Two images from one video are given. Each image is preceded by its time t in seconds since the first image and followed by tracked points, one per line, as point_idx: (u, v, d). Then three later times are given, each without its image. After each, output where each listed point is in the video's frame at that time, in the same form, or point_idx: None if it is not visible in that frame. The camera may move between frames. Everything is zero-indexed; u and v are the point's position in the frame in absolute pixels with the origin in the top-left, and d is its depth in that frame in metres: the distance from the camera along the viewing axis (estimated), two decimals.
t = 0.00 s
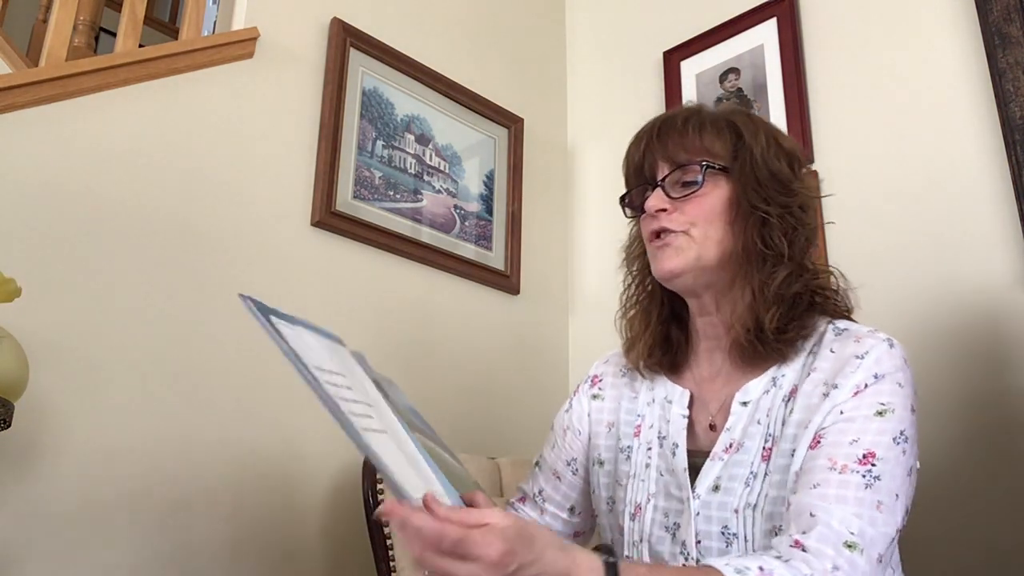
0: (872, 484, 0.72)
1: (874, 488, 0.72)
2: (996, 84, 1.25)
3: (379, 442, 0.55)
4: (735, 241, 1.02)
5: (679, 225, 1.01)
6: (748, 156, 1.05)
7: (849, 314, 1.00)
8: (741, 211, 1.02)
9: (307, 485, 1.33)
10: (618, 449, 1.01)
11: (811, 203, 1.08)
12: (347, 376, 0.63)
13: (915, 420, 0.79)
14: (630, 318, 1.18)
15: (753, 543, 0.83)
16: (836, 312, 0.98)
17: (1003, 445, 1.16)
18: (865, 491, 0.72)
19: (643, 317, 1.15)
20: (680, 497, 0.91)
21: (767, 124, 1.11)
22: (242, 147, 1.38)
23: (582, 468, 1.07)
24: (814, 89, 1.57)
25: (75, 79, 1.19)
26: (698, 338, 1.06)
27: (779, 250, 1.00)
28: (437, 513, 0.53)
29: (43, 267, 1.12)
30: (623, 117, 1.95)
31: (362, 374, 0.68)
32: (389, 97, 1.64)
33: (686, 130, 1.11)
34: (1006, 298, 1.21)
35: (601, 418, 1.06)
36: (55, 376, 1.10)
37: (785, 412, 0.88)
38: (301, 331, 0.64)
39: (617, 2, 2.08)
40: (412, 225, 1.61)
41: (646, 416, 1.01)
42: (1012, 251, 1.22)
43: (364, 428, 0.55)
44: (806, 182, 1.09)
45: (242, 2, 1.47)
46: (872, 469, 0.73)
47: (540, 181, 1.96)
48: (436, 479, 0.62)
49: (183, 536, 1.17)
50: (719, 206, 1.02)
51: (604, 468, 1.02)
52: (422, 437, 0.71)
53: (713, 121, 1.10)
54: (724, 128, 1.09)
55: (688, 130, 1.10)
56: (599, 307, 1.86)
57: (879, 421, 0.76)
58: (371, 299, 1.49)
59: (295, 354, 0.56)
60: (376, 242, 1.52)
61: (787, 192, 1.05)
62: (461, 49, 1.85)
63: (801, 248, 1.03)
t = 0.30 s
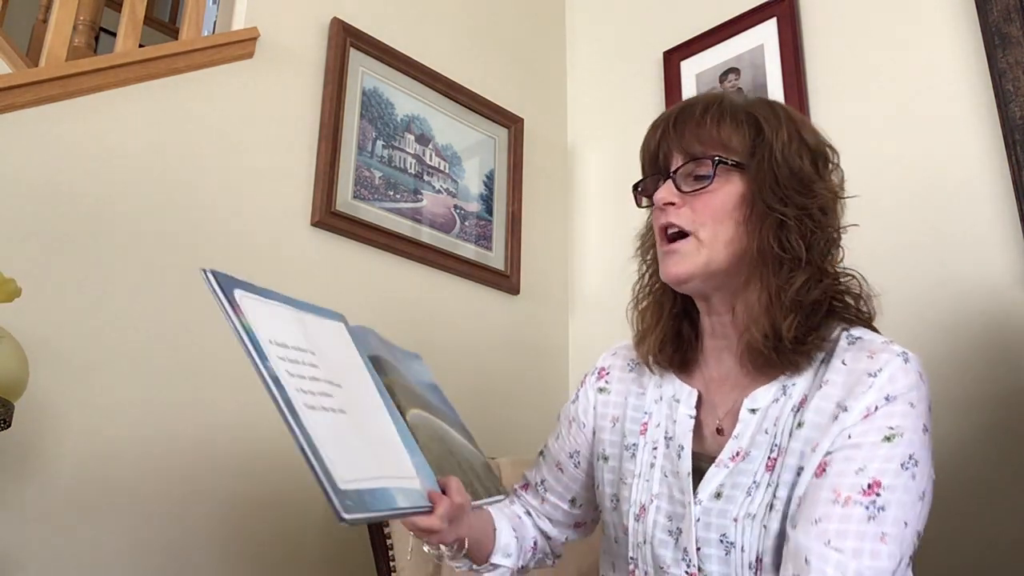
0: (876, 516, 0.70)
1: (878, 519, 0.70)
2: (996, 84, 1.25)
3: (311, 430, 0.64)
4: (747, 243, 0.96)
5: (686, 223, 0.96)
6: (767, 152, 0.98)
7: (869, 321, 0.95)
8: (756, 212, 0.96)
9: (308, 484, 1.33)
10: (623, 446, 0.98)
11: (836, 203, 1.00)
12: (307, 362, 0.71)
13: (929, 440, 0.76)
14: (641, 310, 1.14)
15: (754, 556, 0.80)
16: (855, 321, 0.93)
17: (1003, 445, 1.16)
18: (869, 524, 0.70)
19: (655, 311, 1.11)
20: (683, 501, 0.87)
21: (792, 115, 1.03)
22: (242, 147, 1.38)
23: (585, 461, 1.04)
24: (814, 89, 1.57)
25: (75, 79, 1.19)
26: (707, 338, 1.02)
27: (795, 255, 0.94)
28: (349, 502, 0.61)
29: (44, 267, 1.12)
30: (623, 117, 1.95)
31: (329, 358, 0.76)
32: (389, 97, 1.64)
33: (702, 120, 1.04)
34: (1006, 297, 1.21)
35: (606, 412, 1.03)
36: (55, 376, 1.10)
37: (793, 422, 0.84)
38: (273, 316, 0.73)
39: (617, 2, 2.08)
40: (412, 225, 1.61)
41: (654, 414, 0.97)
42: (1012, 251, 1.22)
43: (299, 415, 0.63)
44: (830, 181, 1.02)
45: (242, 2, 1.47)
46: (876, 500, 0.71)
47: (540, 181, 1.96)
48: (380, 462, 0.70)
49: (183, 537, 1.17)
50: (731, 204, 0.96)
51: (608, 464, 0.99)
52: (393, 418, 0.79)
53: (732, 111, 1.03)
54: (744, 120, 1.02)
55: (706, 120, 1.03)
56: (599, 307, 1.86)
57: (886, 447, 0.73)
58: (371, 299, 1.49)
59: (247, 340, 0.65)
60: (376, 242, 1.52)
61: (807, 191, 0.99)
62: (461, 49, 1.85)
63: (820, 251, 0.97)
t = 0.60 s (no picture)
0: (872, 520, 0.70)
1: (874, 524, 0.70)
2: (996, 84, 1.25)
3: (270, 415, 0.65)
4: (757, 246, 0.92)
5: (691, 225, 0.93)
6: (780, 151, 0.94)
7: (886, 326, 0.92)
8: (767, 215, 0.92)
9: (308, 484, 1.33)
10: (628, 442, 0.97)
11: (856, 203, 0.96)
12: (281, 344, 0.73)
13: (934, 444, 0.75)
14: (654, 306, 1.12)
15: (755, 561, 0.80)
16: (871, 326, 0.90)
17: (1003, 446, 1.16)
18: (864, 529, 0.70)
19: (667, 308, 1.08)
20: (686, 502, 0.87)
21: (809, 108, 0.98)
22: (242, 147, 1.38)
23: (591, 455, 1.04)
24: (814, 90, 1.57)
25: (75, 79, 1.19)
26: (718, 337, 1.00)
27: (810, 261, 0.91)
28: (301, 487, 0.63)
29: (43, 267, 1.12)
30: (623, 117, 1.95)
31: (308, 341, 0.77)
32: (389, 97, 1.64)
33: (713, 116, 0.99)
34: (1006, 298, 1.21)
35: (613, 407, 1.03)
36: (55, 375, 1.10)
37: (798, 422, 0.83)
38: (250, 298, 0.74)
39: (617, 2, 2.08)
40: (412, 225, 1.61)
41: (660, 410, 0.96)
42: (1012, 251, 1.22)
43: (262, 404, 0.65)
44: (850, 179, 0.97)
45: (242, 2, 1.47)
46: (873, 505, 0.71)
47: (540, 182, 1.96)
48: (347, 445, 0.72)
49: (182, 536, 1.17)
50: (741, 208, 0.92)
51: (613, 459, 0.98)
52: (374, 400, 0.81)
53: (744, 107, 0.98)
54: (756, 116, 0.97)
55: (717, 117, 0.98)
56: (599, 307, 1.86)
57: (886, 451, 0.73)
58: (371, 299, 1.49)
59: (215, 324, 0.67)
60: (376, 242, 1.52)
61: (824, 191, 0.94)
62: (461, 49, 1.85)
63: (837, 254, 0.93)
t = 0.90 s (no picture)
0: (871, 519, 0.70)
1: (871, 523, 0.70)
2: (996, 84, 1.25)
3: (228, 402, 0.69)
4: (766, 251, 0.91)
5: (699, 232, 0.91)
6: (789, 152, 0.91)
7: (901, 325, 0.90)
8: (777, 221, 0.90)
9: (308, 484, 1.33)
10: (634, 439, 0.97)
11: (869, 203, 0.94)
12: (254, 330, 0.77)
13: (939, 444, 0.74)
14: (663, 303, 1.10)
15: (757, 562, 0.80)
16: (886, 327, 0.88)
17: (1003, 446, 1.16)
18: (863, 528, 0.70)
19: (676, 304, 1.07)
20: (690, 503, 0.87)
21: (819, 103, 0.95)
22: (242, 147, 1.38)
23: (597, 450, 1.04)
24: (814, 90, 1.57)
25: (75, 79, 1.19)
26: (727, 338, 0.98)
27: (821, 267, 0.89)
28: (248, 474, 0.67)
29: (43, 267, 1.12)
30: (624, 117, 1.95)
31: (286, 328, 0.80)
32: (389, 97, 1.64)
33: (719, 116, 0.96)
34: (1006, 298, 1.21)
35: (619, 402, 1.03)
36: (55, 376, 1.10)
37: (805, 423, 0.83)
38: (226, 285, 0.78)
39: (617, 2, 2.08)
40: (412, 225, 1.61)
41: (666, 407, 0.96)
42: (1013, 250, 1.22)
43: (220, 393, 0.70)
44: (863, 178, 0.94)
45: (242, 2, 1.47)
46: (872, 504, 0.71)
47: (541, 182, 1.96)
48: (311, 432, 0.76)
49: (182, 536, 1.17)
50: (749, 214, 0.91)
51: (619, 456, 0.98)
52: (355, 387, 0.84)
53: (751, 106, 0.95)
54: (764, 116, 0.94)
55: (725, 117, 0.95)
56: (599, 307, 1.86)
57: (888, 451, 0.73)
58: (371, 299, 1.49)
59: (182, 311, 0.71)
60: (376, 242, 1.51)
61: (836, 191, 0.92)
62: (461, 50, 1.85)
63: (850, 256, 0.91)
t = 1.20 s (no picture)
0: (875, 526, 0.70)
1: (875, 530, 0.70)
2: (996, 84, 1.25)
3: (202, 400, 0.71)
4: (774, 254, 0.90)
5: (704, 232, 0.90)
6: (800, 155, 0.89)
7: (913, 330, 0.89)
8: (785, 225, 0.89)
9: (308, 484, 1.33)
10: (639, 437, 0.97)
11: (880, 205, 0.92)
12: (237, 326, 0.79)
13: (943, 450, 0.74)
14: (670, 300, 1.09)
15: (761, 565, 0.80)
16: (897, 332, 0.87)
17: (1003, 446, 1.16)
18: (867, 535, 0.70)
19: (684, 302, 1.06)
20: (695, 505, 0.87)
21: (832, 103, 0.93)
22: (242, 147, 1.38)
23: (601, 446, 1.04)
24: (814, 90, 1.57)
25: (75, 79, 1.19)
26: (737, 337, 0.99)
27: (831, 271, 0.88)
28: (219, 472, 0.69)
29: (43, 267, 1.12)
30: (624, 116, 1.95)
31: (271, 323, 0.82)
32: (388, 97, 1.64)
33: (729, 115, 0.94)
34: (1006, 298, 1.21)
35: (625, 399, 1.03)
36: (55, 376, 1.10)
37: (811, 424, 0.83)
38: (211, 281, 0.80)
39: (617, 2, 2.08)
40: (412, 225, 1.61)
41: (673, 406, 0.96)
42: (1014, 250, 1.22)
43: (197, 391, 0.72)
44: (875, 179, 0.93)
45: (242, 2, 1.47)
46: (876, 510, 0.71)
47: (541, 182, 1.96)
48: (291, 428, 0.77)
49: (183, 536, 1.17)
50: (757, 217, 0.89)
51: (624, 453, 0.98)
52: (345, 381, 0.86)
53: (761, 106, 0.94)
54: (775, 116, 0.92)
55: (735, 116, 0.94)
56: (599, 307, 1.86)
57: (893, 456, 0.73)
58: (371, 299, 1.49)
59: (160, 310, 0.73)
60: (376, 242, 1.51)
61: (847, 194, 0.91)
62: (461, 49, 1.85)
63: (861, 260, 0.90)
